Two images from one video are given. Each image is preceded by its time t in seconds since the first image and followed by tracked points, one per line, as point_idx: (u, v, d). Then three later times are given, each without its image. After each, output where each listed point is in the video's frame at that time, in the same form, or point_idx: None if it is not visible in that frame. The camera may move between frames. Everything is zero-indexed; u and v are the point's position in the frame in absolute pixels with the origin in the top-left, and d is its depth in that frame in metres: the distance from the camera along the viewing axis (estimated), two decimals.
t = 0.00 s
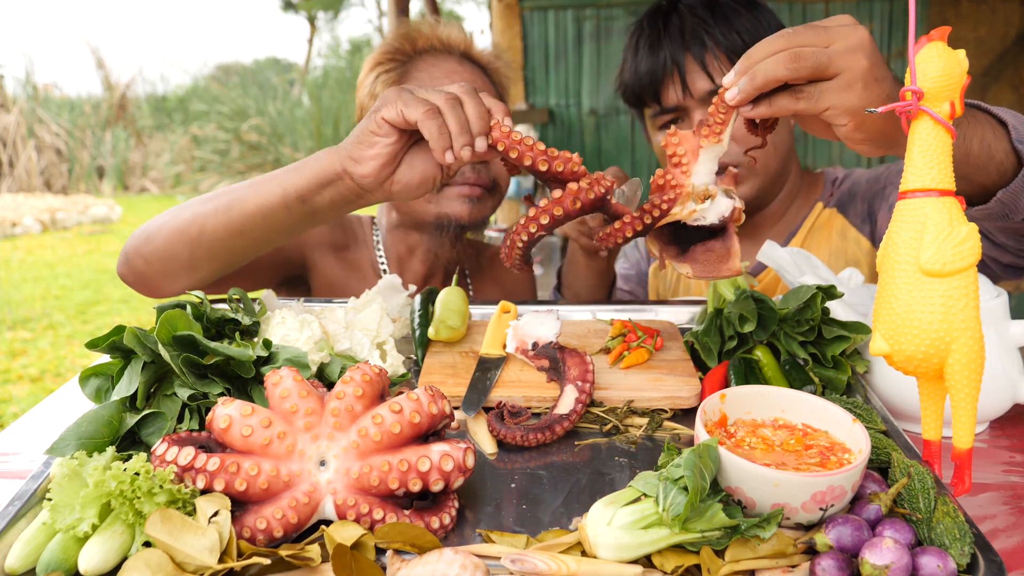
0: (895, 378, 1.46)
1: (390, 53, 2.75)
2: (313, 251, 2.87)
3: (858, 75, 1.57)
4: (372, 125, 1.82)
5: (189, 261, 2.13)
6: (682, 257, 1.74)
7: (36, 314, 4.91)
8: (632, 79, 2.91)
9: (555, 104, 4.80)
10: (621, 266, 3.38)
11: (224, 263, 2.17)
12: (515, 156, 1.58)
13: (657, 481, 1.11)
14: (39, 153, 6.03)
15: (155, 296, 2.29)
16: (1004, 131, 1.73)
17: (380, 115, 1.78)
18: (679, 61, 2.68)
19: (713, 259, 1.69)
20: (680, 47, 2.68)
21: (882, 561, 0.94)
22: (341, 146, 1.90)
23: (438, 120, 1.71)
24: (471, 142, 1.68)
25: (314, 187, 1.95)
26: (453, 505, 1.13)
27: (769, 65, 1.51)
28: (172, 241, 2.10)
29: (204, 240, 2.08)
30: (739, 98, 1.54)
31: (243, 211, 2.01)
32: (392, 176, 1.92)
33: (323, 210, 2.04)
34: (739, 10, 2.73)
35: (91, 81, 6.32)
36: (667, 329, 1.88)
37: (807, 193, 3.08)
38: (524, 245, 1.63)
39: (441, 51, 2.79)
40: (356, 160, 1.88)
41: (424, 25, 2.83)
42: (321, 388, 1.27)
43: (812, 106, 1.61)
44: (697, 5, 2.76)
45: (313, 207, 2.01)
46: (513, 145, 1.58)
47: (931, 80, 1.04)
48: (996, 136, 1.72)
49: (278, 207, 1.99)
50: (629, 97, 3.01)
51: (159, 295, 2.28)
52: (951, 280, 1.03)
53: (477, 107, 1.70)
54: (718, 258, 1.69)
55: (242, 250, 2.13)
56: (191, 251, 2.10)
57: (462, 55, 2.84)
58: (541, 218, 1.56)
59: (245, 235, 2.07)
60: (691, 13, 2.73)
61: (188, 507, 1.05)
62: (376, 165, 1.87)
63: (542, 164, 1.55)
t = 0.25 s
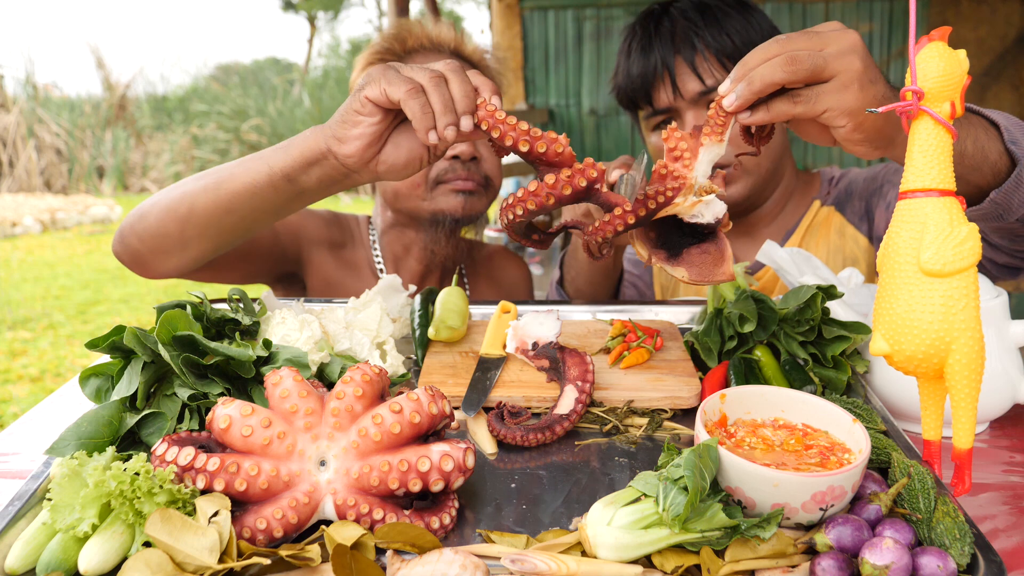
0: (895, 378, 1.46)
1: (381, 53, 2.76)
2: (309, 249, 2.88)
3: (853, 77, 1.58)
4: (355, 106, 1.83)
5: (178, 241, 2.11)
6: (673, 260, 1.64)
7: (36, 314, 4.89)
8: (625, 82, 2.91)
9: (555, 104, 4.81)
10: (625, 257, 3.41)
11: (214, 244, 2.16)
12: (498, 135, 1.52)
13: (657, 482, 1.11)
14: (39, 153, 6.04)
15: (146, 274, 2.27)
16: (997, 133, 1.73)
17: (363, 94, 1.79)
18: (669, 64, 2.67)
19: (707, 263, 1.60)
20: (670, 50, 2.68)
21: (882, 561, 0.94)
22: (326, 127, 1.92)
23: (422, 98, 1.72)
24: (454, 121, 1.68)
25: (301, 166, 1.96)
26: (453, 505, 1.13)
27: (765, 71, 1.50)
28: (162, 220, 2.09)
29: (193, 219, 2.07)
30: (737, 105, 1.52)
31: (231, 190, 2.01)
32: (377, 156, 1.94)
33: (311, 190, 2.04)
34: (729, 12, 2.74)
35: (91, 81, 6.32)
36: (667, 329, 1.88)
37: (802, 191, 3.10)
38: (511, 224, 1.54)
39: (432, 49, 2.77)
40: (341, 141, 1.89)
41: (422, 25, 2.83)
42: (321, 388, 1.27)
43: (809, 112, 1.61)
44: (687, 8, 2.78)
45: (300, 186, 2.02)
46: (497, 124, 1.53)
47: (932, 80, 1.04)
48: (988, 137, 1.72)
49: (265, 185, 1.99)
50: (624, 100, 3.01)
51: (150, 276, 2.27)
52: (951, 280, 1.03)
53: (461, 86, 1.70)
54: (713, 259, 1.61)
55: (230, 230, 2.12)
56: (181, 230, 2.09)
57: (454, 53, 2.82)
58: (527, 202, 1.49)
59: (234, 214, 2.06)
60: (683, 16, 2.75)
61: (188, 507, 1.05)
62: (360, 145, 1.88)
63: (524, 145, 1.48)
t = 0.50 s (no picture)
0: (895, 378, 1.46)
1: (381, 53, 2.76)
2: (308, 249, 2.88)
3: (879, 79, 1.55)
4: (334, 110, 1.81)
5: (170, 247, 2.12)
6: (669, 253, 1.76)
7: (36, 314, 4.89)
8: (630, 75, 2.91)
9: (555, 104, 4.80)
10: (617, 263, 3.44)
11: (206, 249, 2.17)
12: (488, 138, 1.51)
13: (657, 481, 1.11)
14: (39, 153, 6.05)
15: (140, 280, 2.28)
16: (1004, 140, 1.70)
17: (343, 100, 1.77)
18: (676, 60, 2.69)
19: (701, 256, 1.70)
20: (677, 46, 2.69)
21: (882, 561, 0.94)
22: (308, 131, 1.91)
23: (402, 102, 1.70)
24: (438, 123, 1.66)
25: (287, 171, 1.95)
26: (453, 505, 1.13)
27: (790, 65, 1.49)
28: (153, 227, 2.09)
29: (184, 225, 2.07)
30: (758, 98, 1.51)
31: (219, 196, 2.01)
32: (362, 159, 1.93)
33: (297, 193, 2.04)
34: (737, 10, 2.73)
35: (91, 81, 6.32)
36: (667, 329, 1.88)
37: (799, 191, 3.09)
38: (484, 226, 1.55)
39: (431, 49, 2.77)
40: (323, 146, 1.88)
41: (422, 25, 2.83)
42: (321, 388, 1.27)
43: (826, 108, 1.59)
44: (696, 5, 2.75)
45: (287, 190, 2.02)
46: (485, 125, 1.51)
47: (931, 80, 1.04)
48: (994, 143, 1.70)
49: (252, 191, 1.99)
50: (626, 93, 3.01)
51: (147, 282, 2.28)
52: (951, 280, 1.03)
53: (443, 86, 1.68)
54: (705, 255, 1.71)
55: (221, 235, 2.12)
56: (172, 236, 2.10)
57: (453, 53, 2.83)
58: (508, 208, 1.53)
59: (223, 220, 2.06)
60: (689, 11, 2.73)
61: (188, 507, 1.05)
62: (343, 150, 1.87)
63: (518, 148, 1.51)
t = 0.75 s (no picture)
0: (895, 379, 1.46)
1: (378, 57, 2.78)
2: (310, 249, 2.88)
3: (858, 56, 1.59)
4: (337, 97, 1.82)
5: (175, 243, 2.12)
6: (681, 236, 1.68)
7: (35, 314, 4.89)
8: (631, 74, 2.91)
9: (555, 104, 4.79)
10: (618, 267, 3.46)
11: (210, 246, 2.16)
12: (483, 115, 1.50)
13: (656, 481, 1.11)
14: (39, 153, 6.06)
15: (145, 279, 2.27)
16: (991, 128, 1.73)
17: (345, 85, 1.78)
18: (679, 61, 2.70)
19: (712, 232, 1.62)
20: (681, 47, 2.69)
21: (882, 561, 0.94)
22: (311, 119, 1.91)
23: (405, 85, 1.70)
24: (441, 105, 1.66)
25: (292, 160, 1.96)
26: (453, 505, 1.13)
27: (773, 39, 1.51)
28: (157, 223, 2.09)
29: (188, 221, 2.07)
30: (741, 70, 1.53)
31: (224, 188, 2.01)
32: (367, 144, 1.93)
33: (302, 182, 2.04)
34: (740, 11, 2.73)
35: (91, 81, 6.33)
36: (667, 329, 1.88)
37: (798, 191, 3.10)
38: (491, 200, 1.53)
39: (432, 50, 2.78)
40: (327, 133, 1.89)
41: (422, 25, 2.83)
42: (321, 388, 1.27)
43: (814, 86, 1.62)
44: (700, 4, 2.73)
45: (293, 180, 2.02)
46: (482, 103, 1.51)
47: (931, 80, 1.04)
48: (982, 131, 1.72)
49: (257, 182, 1.99)
50: (626, 91, 3.02)
51: (150, 280, 2.28)
52: (951, 280, 1.03)
53: (444, 69, 1.69)
54: (718, 229, 1.62)
55: (226, 230, 2.12)
56: (176, 233, 2.09)
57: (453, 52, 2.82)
58: (511, 180, 1.49)
59: (228, 213, 2.06)
60: (694, 11, 2.70)
61: (188, 507, 1.05)
62: (348, 136, 1.87)
63: (512, 124, 1.47)
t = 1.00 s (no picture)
0: (895, 378, 1.46)
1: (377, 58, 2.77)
2: (313, 249, 2.89)
3: (867, 56, 1.58)
4: (329, 102, 1.80)
5: (174, 245, 2.13)
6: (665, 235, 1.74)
7: (36, 314, 4.89)
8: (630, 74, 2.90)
9: (555, 104, 4.80)
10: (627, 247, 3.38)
11: (209, 247, 2.17)
12: (475, 120, 1.49)
13: (656, 481, 1.11)
14: (39, 153, 6.06)
15: (147, 280, 2.28)
16: (990, 129, 1.72)
17: (336, 90, 1.77)
18: (677, 60, 2.69)
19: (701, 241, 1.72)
20: (678, 47, 2.68)
21: (882, 562, 0.94)
22: (304, 122, 1.90)
23: (395, 90, 1.68)
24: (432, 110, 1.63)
25: (286, 164, 1.95)
26: (453, 505, 1.13)
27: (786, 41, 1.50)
28: (155, 225, 2.09)
29: (186, 222, 2.08)
30: (755, 75, 1.52)
31: (220, 191, 2.01)
32: (361, 147, 1.93)
33: (298, 184, 2.04)
34: (738, 12, 2.73)
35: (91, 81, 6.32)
36: (667, 329, 1.88)
37: (799, 190, 3.10)
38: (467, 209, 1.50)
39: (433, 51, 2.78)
40: (320, 137, 1.88)
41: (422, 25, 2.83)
42: (321, 388, 1.27)
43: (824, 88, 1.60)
44: (698, 6, 2.75)
45: (288, 182, 2.02)
46: (475, 108, 1.49)
47: (931, 80, 1.04)
48: (980, 133, 1.71)
49: (253, 185, 1.99)
50: (627, 92, 3.00)
51: (151, 281, 2.29)
52: (951, 280, 1.03)
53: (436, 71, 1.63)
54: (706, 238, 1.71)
55: (223, 232, 2.13)
56: (175, 234, 2.10)
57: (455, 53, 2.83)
58: (493, 189, 1.44)
59: (225, 215, 2.06)
60: (692, 11, 2.73)
61: (188, 507, 1.05)
62: (342, 141, 1.87)
63: (504, 132, 1.45)
